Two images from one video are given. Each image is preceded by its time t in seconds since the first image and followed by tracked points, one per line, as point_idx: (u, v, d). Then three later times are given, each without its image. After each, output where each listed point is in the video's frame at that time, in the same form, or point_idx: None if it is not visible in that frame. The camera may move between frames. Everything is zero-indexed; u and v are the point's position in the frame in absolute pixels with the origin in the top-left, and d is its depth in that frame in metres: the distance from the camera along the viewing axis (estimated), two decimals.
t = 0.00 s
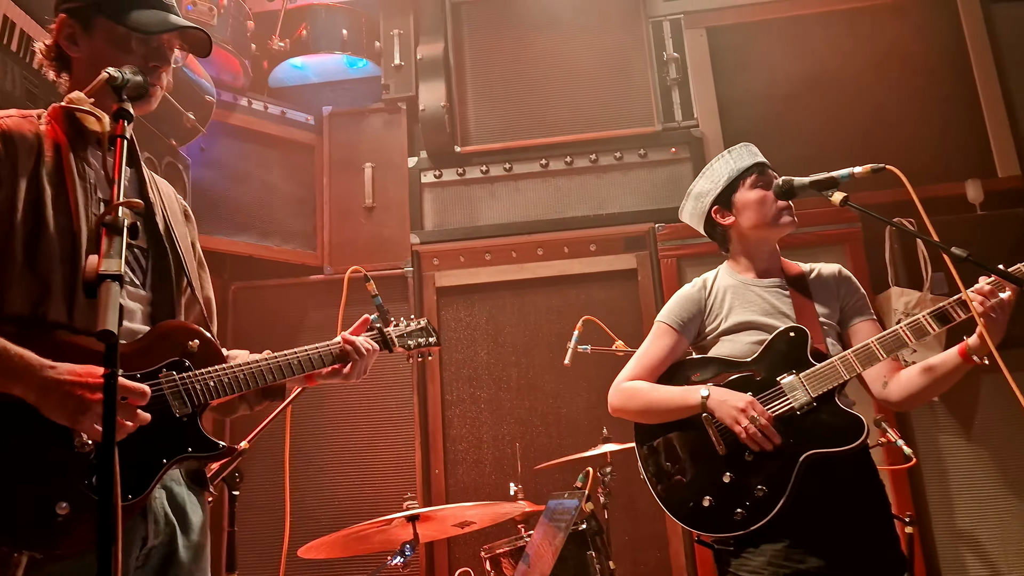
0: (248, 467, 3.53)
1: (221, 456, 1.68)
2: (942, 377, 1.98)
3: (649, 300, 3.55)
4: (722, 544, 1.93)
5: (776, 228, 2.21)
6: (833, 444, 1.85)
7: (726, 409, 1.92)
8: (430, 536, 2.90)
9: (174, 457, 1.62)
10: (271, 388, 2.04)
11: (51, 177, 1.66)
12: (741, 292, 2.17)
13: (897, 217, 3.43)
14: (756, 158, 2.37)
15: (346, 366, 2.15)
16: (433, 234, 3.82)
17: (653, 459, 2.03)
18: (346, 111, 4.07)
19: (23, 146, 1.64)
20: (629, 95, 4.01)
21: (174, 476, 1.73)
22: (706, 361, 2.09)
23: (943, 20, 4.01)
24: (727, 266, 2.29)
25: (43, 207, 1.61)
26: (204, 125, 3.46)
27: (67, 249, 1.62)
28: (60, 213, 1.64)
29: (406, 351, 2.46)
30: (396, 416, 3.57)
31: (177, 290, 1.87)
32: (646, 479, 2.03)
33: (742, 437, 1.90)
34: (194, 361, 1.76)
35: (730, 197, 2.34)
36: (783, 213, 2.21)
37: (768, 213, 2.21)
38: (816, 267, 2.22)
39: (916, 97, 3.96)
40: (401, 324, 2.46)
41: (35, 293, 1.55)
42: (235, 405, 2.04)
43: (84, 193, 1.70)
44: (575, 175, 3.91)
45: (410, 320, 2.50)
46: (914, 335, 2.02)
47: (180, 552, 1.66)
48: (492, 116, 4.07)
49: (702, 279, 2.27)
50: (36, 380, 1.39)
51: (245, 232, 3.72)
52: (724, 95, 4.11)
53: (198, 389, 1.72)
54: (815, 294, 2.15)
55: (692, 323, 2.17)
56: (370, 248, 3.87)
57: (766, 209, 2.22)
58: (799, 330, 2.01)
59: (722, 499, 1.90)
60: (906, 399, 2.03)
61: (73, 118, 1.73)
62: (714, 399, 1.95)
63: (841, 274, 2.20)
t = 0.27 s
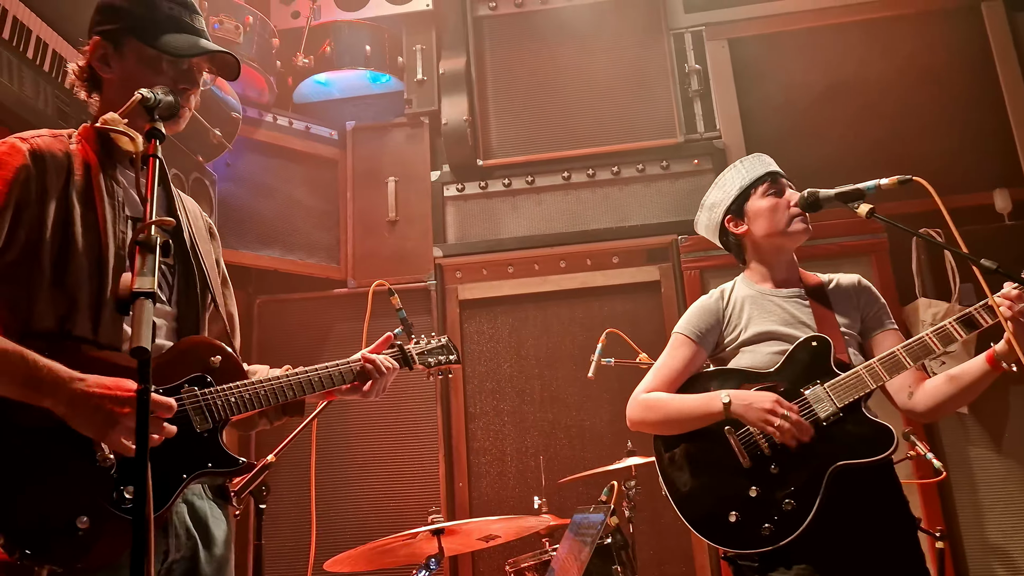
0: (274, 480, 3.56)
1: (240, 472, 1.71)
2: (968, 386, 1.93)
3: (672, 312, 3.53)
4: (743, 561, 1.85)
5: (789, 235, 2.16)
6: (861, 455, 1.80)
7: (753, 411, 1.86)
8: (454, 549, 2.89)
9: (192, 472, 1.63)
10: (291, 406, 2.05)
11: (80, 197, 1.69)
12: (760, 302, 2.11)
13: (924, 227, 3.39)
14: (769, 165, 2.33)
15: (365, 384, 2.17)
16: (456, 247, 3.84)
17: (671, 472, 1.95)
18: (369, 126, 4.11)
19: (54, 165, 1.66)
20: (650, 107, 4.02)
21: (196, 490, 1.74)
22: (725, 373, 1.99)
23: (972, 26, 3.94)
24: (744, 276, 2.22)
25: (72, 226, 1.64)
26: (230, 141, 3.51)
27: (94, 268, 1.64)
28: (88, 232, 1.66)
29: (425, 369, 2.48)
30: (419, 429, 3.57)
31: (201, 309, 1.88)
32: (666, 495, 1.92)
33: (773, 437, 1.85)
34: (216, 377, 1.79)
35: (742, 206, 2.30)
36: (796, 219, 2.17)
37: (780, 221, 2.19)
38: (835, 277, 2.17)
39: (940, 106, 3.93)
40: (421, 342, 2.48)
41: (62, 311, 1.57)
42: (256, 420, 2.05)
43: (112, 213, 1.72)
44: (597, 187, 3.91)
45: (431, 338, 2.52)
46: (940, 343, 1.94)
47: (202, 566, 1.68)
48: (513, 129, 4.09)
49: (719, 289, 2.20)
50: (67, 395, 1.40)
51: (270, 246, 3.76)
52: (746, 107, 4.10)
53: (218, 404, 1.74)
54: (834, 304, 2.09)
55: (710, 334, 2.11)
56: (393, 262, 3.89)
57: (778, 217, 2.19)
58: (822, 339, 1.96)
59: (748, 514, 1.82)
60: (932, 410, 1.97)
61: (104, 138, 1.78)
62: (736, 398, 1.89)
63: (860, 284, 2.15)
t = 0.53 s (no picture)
0: (295, 486, 3.58)
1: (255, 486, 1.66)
2: (987, 394, 1.87)
3: (690, 318, 3.52)
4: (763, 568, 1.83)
5: (799, 237, 2.07)
6: (886, 465, 1.76)
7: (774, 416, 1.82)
8: (474, 556, 2.90)
9: (208, 483, 1.60)
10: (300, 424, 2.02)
11: (101, 211, 1.63)
12: (775, 306, 2.03)
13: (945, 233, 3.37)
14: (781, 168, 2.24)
15: (372, 409, 2.19)
16: (473, 254, 3.85)
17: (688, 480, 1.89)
18: (387, 134, 4.14)
19: (75, 178, 1.61)
20: (667, 113, 4.02)
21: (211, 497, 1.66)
22: (741, 381, 1.92)
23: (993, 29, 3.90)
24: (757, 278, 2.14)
25: (93, 239, 1.58)
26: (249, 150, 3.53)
27: (116, 281, 1.58)
28: (109, 245, 1.61)
29: (431, 400, 2.49)
30: (438, 436, 3.59)
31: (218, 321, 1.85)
32: (682, 505, 1.87)
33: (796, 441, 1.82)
34: (232, 393, 1.77)
35: (751, 210, 2.22)
36: (805, 220, 2.08)
37: (788, 222, 2.10)
38: (850, 281, 2.08)
39: (959, 110, 3.91)
40: (427, 371, 2.50)
41: (83, 326, 1.51)
42: (262, 436, 2.00)
43: (132, 225, 1.67)
44: (614, 195, 3.91)
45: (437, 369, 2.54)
46: (962, 350, 1.89)
47: None
48: (530, 137, 4.11)
49: (732, 292, 2.13)
50: (95, 395, 1.34)
51: (289, 254, 3.78)
52: (764, 113, 4.09)
53: (233, 419, 1.73)
54: (851, 313, 2.01)
55: (725, 339, 2.02)
56: (411, 270, 3.92)
57: (786, 219, 2.11)
58: (840, 346, 1.90)
59: (768, 524, 1.78)
60: (951, 418, 1.94)
61: (122, 149, 1.73)
62: (754, 408, 1.83)
63: (875, 288, 2.06)
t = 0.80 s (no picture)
0: (307, 489, 3.59)
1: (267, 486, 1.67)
2: (999, 397, 1.86)
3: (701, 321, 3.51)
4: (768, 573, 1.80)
5: (807, 235, 2.06)
6: (896, 470, 1.74)
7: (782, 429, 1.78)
8: (485, 559, 2.90)
9: (222, 484, 1.60)
10: (313, 424, 2.05)
11: (116, 216, 1.63)
12: (783, 306, 2.00)
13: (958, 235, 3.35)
14: (792, 167, 2.22)
15: (384, 409, 2.19)
16: (483, 258, 3.87)
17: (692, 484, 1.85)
18: (398, 138, 4.16)
19: (90, 184, 1.61)
20: (678, 116, 4.02)
21: (226, 501, 1.67)
22: (749, 381, 1.89)
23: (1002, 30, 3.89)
24: (764, 276, 2.12)
25: (108, 243, 1.59)
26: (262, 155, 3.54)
27: (131, 285, 1.59)
28: (124, 248, 1.62)
29: (442, 398, 2.51)
30: (448, 440, 3.58)
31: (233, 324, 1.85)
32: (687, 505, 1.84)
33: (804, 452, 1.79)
34: (245, 395, 1.77)
35: (759, 209, 2.21)
36: (814, 219, 2.06)
37: (796, 220, 2.09)
38: (857, 282, 2.08)
39: (972, 113, 3.89)
40: (439, 370, 2.51)
41: (99, 330, 1.52)
42: (277, 437, 2.03)
43: (147, 228, 1.67)
44: (625, 198, 3.91)
45: (448, 368, 2.54)
46: (975, 355, 1.87)
47: None
48: (540, 140, 4.12)
49: (738, 290, 2.10)
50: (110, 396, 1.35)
51: (301, 258, 3.80)
52: (775, 115, 4.08)
53: (247, 420, 1.73)
54: (859, 314, 2.00)
55: (731, 337, 1.99)
56: (421, 273, 3.92)
57: (794, 216, 2.10)
58: (851, 347, 1.88)
59: (777, 528, 1.75)
60: (957, 423, 1.93)
61: (136, 155, 1.76)
62: (764, 410, 1.79)
63: (881, 289, 2.06)
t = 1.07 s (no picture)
0: (314, 491, 3.60)
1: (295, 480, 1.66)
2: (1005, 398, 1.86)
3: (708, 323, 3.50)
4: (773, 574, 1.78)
5: (818, 235, 2.05)
6: (904, 473, 1.74)
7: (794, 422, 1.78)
8: (492, 561, 2.90)
9: (252, 480, 1.60)
10: (341, 416, 2.04)
11: (136, 220, 1.63)
12: (788, 306, 1.99)
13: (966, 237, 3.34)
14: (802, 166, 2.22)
15: (412, 397, 2.19)
16: (490, 261, 3.90)
17: (699, 487, 1.82)
18: (405, 141, 4.17)
19: (108, 192, 1.61)
20: (685, 118, 4.01)
21: (254, 501, 1.67)
22: (754, 382, 1.88)
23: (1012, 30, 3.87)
24: (767, 277, 2.11)
25: (130, 246, 1.58)
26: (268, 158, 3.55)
27: (153, 286, 1.58)
28: (146, 251, 1.61)
29: (470, 382, 2.50)
30: (455, 443, 3.58)
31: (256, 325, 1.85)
32: (693, 507, 1.81)
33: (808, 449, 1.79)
34: (272, 390, 1.76)
35: (768, 207, 2.19)
36: (823, 221, 2.06)
37: (806, 220, 2.08)
38: (860, 283, 2.07)
39: (981, 114, 3.88)
40: (465, 354, 2.50)
41: (121, 335, 1.52)
42: (307, 431, 2.03)
43: (167, 231, 1.68)
44: (633, 200, 3.91)
45: (475, 352, 2.54)
46: (984, 358, 1.86)
47: None
48: (547, 143, 4.12)
49: (742, 290, 2.09)
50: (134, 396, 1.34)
51: (309, 261, 3.81)
52: (782, 117, 4.07)
53: (275, 415, 1.72)
54: (863, 315, 2.00)
55: (735, 336, 1.97)
56: (428, 276, 3.92)
57: (805, 215, 2.09)
58: (858, 349, 1.87)
59: (784, 531, 1.74)
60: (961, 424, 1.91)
61: (155, 162, 1.74)
62: (772, 400, 1.79)
63: (885, 291, 2.05)
